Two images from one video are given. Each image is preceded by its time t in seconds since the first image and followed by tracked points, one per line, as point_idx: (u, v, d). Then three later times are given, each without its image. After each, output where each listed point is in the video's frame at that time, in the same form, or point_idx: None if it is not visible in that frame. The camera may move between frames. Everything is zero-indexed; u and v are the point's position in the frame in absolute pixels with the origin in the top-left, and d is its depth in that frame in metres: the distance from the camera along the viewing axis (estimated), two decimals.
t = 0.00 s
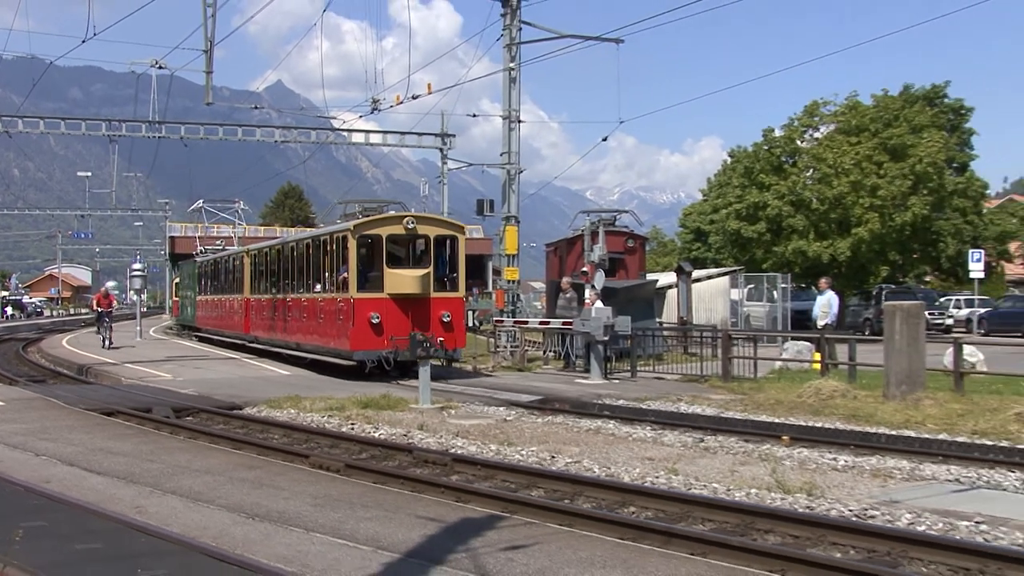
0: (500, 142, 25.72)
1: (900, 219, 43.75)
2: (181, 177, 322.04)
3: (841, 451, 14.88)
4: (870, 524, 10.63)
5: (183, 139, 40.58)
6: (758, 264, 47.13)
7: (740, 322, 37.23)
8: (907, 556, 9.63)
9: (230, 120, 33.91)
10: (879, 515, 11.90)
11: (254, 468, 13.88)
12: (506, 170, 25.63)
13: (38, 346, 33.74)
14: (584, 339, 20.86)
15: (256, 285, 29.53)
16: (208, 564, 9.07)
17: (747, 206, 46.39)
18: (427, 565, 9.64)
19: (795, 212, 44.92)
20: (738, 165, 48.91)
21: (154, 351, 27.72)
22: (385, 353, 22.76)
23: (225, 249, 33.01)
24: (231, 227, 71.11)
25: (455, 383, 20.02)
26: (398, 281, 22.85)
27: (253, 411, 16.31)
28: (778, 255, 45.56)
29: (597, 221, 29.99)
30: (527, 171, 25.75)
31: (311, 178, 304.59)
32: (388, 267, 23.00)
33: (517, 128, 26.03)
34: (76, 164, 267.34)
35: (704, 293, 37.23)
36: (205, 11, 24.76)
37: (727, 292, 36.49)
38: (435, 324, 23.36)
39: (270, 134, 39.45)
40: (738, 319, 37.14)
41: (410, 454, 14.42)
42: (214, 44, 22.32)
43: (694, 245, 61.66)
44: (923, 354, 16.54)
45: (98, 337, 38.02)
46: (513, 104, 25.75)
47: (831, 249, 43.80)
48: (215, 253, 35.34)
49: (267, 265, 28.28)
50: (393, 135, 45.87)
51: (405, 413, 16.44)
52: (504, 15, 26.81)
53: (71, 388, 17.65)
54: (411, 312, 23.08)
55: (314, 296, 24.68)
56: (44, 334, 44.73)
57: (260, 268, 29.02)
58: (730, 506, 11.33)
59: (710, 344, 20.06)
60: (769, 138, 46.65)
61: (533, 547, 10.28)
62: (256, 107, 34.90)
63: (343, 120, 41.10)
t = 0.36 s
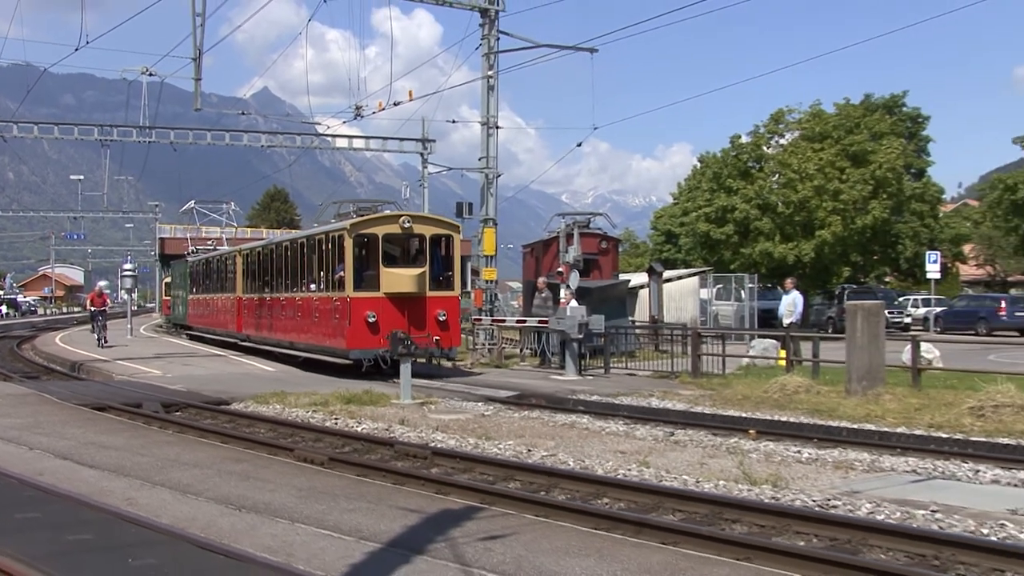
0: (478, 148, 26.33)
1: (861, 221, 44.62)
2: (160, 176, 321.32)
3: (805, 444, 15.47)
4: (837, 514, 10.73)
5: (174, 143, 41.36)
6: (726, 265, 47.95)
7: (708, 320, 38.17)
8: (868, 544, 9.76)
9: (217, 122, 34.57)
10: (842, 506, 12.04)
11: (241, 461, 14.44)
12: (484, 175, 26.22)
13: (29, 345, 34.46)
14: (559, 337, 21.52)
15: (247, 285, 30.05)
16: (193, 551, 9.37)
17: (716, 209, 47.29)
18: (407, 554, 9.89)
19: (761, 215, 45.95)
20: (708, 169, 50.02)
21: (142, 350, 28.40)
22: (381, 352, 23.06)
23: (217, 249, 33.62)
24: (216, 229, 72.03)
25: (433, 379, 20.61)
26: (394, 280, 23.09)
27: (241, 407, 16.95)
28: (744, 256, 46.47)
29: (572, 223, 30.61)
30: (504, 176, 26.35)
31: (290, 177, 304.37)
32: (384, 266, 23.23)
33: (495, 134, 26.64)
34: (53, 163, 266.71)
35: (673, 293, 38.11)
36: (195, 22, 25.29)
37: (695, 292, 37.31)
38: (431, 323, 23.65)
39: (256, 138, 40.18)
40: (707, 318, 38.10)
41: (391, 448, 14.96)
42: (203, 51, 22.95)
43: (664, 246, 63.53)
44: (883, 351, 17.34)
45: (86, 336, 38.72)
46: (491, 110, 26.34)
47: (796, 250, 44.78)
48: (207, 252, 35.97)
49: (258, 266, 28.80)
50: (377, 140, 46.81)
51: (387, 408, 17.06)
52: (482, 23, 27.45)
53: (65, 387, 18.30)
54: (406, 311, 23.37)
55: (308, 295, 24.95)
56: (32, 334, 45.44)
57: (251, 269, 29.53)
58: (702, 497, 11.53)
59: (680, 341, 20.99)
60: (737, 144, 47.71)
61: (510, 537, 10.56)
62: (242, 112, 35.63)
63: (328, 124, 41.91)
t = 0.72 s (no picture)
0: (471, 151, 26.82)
1: (842, 222, 45.53)
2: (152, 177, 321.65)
3: (788, 437, 15.95)
4: (819, 505, 11.07)
5: (173, 145, 41.91)
6: (712, 264, 48.51)
7: (695, 319, 38.48)
8: (849, 535, 10.10)
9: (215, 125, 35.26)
10: (823, 497, 12.32)
11: (242, 455, 14.94)
12: (477, 177, 26.71)
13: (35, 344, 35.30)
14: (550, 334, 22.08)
15: (253, 284, 30.60)
16: (198, 541, 9.70)
17: (701, 210, 47.85)
18: (404, 545, 10.32)
19: (745, 216, 46.36)
20: (695, 170, 50.79)
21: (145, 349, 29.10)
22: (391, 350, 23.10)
23: (222, 249, 34.26)
24: (213, 229, 72.91)
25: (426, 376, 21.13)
26: (405, 277, 23.12)
27: (242, 403, 17.54)
28: (729, 255, 47.02)
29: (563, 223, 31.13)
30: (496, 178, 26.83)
31: (282, 178, 304.68)
32: (395, 263, 23.25)
33: (487, 137, 27.12)
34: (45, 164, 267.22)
35: (661, 291, 38.46)
36: (196, 29, 26.38)
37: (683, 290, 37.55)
38: (442, 321, 23.71)
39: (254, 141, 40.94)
40: (693, 316, 38.29)
41: (387, 442, 15.43)
42: (203, 57, 23.42)
43: (651, 246, 64.31)
44: (863, 346, 17.93)
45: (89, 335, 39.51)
46: (484, 114, 26.83)
47: (779, 249, 45.36)
48: (211, 252, 36.47)
49: (264, 265, 29.34)
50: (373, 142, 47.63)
51: (384, 404, 17.62)
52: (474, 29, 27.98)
53: (73, 386, 19.00)
54: (417, 309, 23.41)
55: (317, 293, 25.12)
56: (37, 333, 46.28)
57: (257, 268, 30.07)
58: (689, 490, 11.92)
59: (667, 338, 21.60)
60: (721, 147, 48.06)
61: (503, 528, 10.97)
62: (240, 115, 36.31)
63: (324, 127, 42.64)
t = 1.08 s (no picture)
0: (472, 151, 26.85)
1: (843, 222, 45.51)
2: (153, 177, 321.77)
3: (788, 437, 15.97)
4: (820, 505, 11.09)
5: (174, 146, 41.93)
6: (712, 265, 48.55)
7: (694, 319, 38.52)
8: (849, 535, 10.12)
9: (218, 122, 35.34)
10: (824, 497, 12.34)
11: (242, 454, 14.96)
12: (477, 177, 26.74)
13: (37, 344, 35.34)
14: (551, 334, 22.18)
15: (259, 284, 30.49)
16: (198, 542, 9.70)
17: (702, 210, 47.93)
18: (404, 545, 10.35)
19: (745, 216, 46.39)
20: (695, 171, 50.89)
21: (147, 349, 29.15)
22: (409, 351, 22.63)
23: (227, 249, 34.21)
24: (214, 229, 73.02)
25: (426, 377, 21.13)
26: (423, 276, 22.74)
27: (243, 402, 17.58)
28: (729, 256, 47.00)
29: (563, 225, 31.15)
30: (496, 177, 26.85)
31: (282, 178, 304.71)
32: (412, 262, 22.90)
33: (488, 137, 27.14)
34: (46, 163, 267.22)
35: (660, 291, 38.58)
36: (196, 29, 27.59)
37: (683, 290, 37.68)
38: (460, 321, 23.32)
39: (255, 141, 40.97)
40: (693, 316, 38.26)
41: (387, 442, 15.43)
42: (205, 57, 23.47)
43: (652, 247, 64.42)
44: (864, 347, 17.95)
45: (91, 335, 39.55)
46: (485, 115, 26.87)
47: (779, 250, 45.40)
48: (216, 252, 36.45)
49: (271, 264, 29.24)
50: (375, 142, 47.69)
51: (384, 404, 17.65)
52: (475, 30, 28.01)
53: (72, 386, 19.02)
54: (435, 309, 22.99)
55: (330, 293, 24.85)
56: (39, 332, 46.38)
57: (263, 268, 29.97)
58: (688, 489, 11.95)
59: (667, 339, 21.67)
60: (721, 147, 48.19)
61: (503, 528, 11.00)
62: (242, 115, 36.40)
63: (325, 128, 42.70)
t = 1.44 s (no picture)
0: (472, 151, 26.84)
1: (843, 222, 45.50)
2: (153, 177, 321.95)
3: (789, 437, 15.95)
4: (820, 505, 11.08)
5: (175, 146, 41.92)
6: (713, 265, 48.59)
7: (695, 319, 38.52)
8: (850, 535, 10.11)
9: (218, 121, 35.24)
10: (824, 497, 12.33)
11: (243, 454, 14.95)
12: (478, 177, 26.72)
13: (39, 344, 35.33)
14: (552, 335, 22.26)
15: (266, 284, 30.26)
16: (199, 542, 9.69)
17: (703, 209, 47.92)
18: (404, 545, 10.34)
19: (746, 216, 46.34)
20: (696, 170, 50.92)
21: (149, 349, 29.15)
22: (429, 352, 22.05)
23: (232, 248, 34.04)
24: (215, 229, 73.01)
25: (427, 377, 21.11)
26: (442, 275, 22.15)
27: (244, 402, 17.57)
28: (730, 255, 46.94)
29: (563, 225, 31.14)
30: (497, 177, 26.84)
31: (283, 178, 304.61)
32: (431, 260, 22.31)
33: (489, 138, 27.12)
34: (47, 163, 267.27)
35: (661, 292, 38.67)
36: (197, 29, 27.59)
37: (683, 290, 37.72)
38: (481, 321, 22.73)
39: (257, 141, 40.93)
40: (694, 316, 38.25)
41: (388, 442, 15.41)
42: (206, 57, 23.44)
43: (653, 246, 64.43)
44: (865, 347, 17.94)
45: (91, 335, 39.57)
46: (486, 115, 26.85)
47: (780, 250, 45.37)
48: (220, 251, 36.29)
49: (277, 263, 29.03)
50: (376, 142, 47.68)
51: (385, 404, 17.64)
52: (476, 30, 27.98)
53: (72, 386, 19.02)
54: (455, 309, 22.41)
55: (342, 292, 24.29)
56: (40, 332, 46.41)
57: (270, 267, 29.74)
58: (690, 489, 11.93)
59: (668, 339, 21.69)
60: (722, 147, 48.17)
61: (505, 528, 11.00)
62: (242, 115, 36.34)
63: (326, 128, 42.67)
